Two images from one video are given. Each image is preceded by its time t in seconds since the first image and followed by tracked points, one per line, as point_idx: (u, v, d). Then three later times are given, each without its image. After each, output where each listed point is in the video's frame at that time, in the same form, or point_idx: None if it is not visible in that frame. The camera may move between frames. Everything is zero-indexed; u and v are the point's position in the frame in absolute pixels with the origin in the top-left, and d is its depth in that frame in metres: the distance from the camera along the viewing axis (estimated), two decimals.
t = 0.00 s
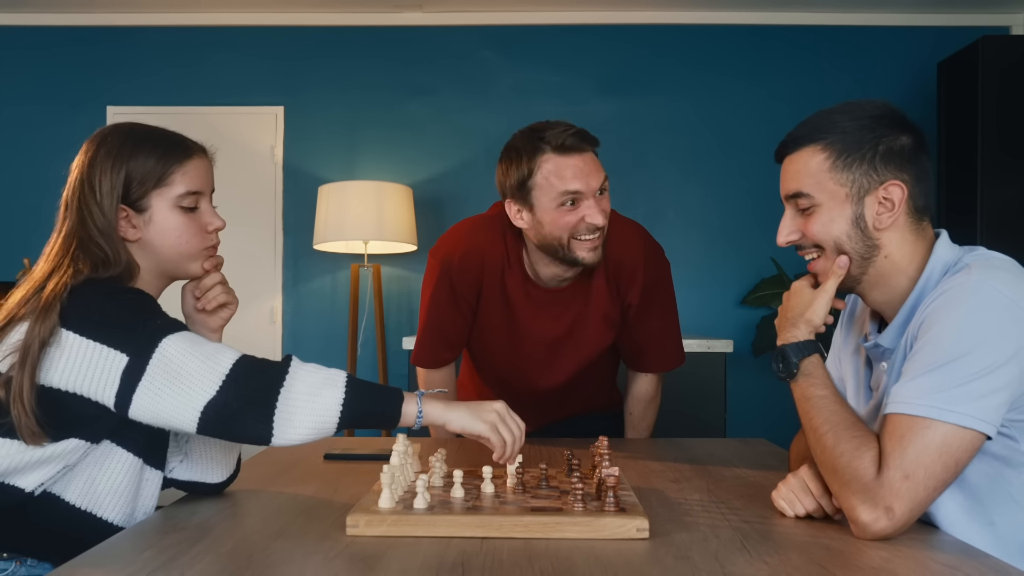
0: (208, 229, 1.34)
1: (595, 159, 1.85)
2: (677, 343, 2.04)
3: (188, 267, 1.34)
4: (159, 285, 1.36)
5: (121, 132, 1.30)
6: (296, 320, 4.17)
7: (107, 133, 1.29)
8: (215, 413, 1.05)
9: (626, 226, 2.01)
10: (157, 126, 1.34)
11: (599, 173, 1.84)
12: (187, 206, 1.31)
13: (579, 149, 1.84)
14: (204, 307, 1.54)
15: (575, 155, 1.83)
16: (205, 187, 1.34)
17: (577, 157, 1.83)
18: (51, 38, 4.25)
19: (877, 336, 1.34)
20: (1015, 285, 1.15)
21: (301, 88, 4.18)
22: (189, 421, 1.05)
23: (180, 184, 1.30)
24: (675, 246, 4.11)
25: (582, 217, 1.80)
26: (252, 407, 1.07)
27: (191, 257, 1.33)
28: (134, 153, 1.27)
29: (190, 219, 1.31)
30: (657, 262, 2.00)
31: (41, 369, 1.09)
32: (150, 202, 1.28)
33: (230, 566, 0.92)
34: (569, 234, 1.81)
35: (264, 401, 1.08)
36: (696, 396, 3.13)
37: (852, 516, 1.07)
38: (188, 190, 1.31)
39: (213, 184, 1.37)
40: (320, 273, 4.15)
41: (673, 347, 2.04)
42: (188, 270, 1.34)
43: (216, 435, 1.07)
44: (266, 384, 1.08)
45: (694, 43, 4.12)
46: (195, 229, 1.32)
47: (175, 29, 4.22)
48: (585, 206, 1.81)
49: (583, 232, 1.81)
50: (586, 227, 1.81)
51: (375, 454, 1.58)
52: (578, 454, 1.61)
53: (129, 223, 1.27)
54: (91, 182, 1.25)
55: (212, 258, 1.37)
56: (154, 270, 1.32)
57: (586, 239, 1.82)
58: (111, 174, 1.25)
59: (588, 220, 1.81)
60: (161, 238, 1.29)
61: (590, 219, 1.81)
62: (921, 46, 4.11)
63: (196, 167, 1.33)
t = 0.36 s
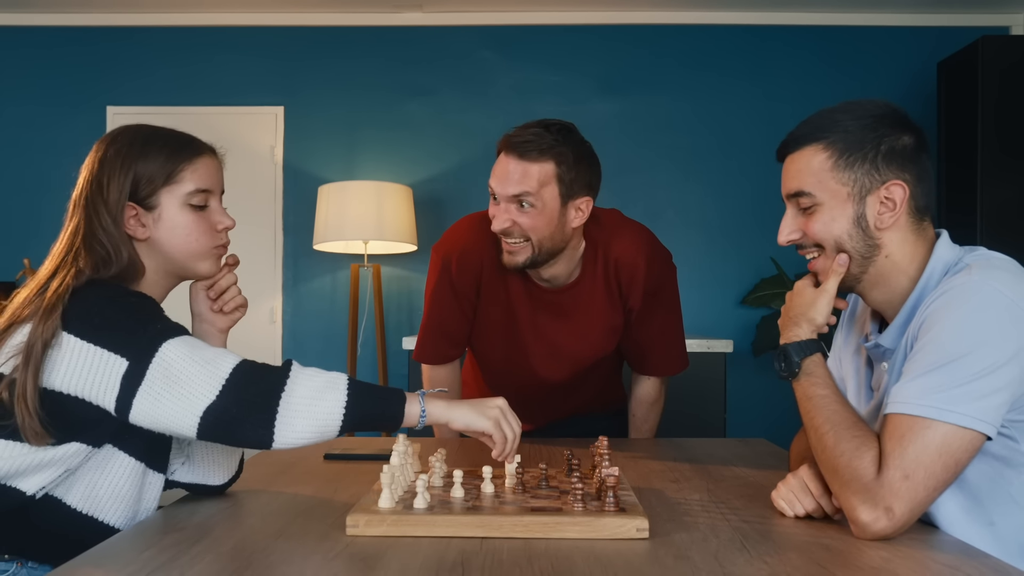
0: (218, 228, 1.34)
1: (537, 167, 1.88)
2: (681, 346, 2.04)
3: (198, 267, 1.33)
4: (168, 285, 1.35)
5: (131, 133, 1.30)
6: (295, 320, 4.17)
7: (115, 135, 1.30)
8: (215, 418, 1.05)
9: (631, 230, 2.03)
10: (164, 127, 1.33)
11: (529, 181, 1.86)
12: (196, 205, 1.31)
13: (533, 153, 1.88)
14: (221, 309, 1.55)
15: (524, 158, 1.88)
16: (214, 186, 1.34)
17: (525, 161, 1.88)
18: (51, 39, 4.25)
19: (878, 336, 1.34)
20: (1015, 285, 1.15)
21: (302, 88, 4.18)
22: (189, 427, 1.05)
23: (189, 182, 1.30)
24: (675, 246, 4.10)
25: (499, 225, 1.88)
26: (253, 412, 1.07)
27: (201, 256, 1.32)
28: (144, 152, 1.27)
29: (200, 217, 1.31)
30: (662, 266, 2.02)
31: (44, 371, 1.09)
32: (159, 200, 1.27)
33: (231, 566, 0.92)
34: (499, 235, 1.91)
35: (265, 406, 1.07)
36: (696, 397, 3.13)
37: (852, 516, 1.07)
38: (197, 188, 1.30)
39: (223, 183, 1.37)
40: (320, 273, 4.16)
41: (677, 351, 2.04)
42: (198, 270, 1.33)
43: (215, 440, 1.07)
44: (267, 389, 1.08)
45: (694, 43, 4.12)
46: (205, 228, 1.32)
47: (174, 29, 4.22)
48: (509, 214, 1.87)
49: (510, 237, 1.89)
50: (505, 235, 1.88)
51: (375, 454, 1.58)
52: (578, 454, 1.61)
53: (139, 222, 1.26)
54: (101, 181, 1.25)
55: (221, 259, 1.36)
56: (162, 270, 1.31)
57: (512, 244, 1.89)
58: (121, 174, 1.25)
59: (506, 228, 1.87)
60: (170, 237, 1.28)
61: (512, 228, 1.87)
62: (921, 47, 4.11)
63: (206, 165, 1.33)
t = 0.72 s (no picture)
0: (227, 227, 1.34)
1: (537, 163, 1.89)
2: (678, 349, 2.04)
3: (206, 264, 1.33)
4: (175, 283, 1.35)
5: (144, 131, 1.30)
6: (295, 320, 4.17)
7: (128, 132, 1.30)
8: (215, 421, 1.05)
9: (627, 233, 2.02)
10: (176, 126, 1.33)
11: (527, 175, 1.87)
12: (207, 203, 1.31)
13: (533, 148, 1.89)
14: (225, 311, 1.54)
15: (524, 153, 1.89)
16: (225, 186, 1.34)
17: (524, 155, 1.89)
18: (50, 38, 4.25)
19: (878, 336, 1.34)
20: (1015, 285, 1.15)
21: (302, 88, 4.18)
22: (190, 429, 1.05)
23: (201, 180, 1.30)
24: (675, 246, 4.10)
25: (496, 219, 1.88)
26: (252, 416, 1.06)
27: (210, 254, 1.32)
28: (157, 151, 1.28)
29: (210, 215, 1.31)
30: (658, 269, 2.00)
31: (50, 368, 1.09)
32: (171, 196, 1.27)
33: (230, 566, 0.92)
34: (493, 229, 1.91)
35: (265, 410, 1.07)
36: (695, 397, 3.12)
37: (852, 516, 1.07)
38: (208, 187, 1.31)
39: (233, 183, 1.38)
40: (319, 273, 4.15)
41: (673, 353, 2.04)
42: (206, 268, 1.33)
43: (216, 443, 1.06)
44: (266, 394, 1.08)
45: (694, 43, 4.12)
46: (215, 226, 1.32)
47: (175, 29, 4.21)
48: (507, 209, 1.88)
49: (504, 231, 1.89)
50: (500, 230, 1.88)
51: (374, 454, 1.58)
52: (578, 454, 1.61)
53: (149, 218, 1.26)
54: (112, 177, 1.25)
55: (230, 258, 1.36)
56: (169, 267, 1.31)
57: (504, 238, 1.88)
58: (133, 171, 1.25)
59: (501, 223, 1.87)
60: (179, 233, 1.28)
61: (508, 223, 1.87)
62: (922, 47, 4.11)
63: (218, 165, 1.34)
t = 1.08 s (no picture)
0: (230, 226, 1.35)
1: (559, 179, 1.81)
2: (677, 347, 2.04)
3: (208, 264, 1.34)
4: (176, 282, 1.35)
5: (147, 126, 1.29)
6: (295, 320, 4.17)
7: (135, 128, 1.28)
8: (213, 422, 1.05)
9: (625, 233, 2.02)
10: (175, 123, 1.32)
11: (554, 195, 1.80)
12: (214, 202, 1.32)
13: (552, 164, 1.80)
14: (231, 316, 1.54)
15: (542, 171, 1.79)
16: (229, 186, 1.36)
17: (545, 174, 1.79)
18: (50, 39, 4.25)
19: (877, 336, 1.34)
20: (1014, 285, 1.15)
21: (301, 88, 4.18)
22: (189, 430, 1.05)
23: (209, 179, 1.31)
24: (675, 246, 4.10)
25: (532, 243, 1.81)
26: (251, 418, 1.06)
27: (213, 254, 1.33)
28: (170, 151, 1.28)
29: (216, 214, 1.32)
30: (656, 269, 2.01)
31: (51, 368, 1.09)
32: (181, 196, 1.28)
33: (229, 566, 0.92)
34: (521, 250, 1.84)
35: (263, 411, 1.07)
36: (695, 397, 3.12)
37: (850, 515, 1.07)
38: (215, 186, 1.32)
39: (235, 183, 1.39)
40: (319, 274, 4.16)
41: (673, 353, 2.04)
42: (207, 267, 1.34)
43: (214, 444, 1.06)
44: (266, 394, 1.08)
45: (693, 43, 4.12)
46: (221, 225, 1.33)
47: (174, 29, 4.21)
48: (541, 230, 1.81)
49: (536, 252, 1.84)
50: (536, 251, 1.82)
51: (374, 454, 1.58)
52: (577, 454, 1.61)
53: (158, 215, 1.26)
54: (122, 172, 1.24)
55: (230, 257, 1.37)
56: (171, 266, 1.31)
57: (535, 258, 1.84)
58: (143, 169, 1.25)
59: (537, 246, 1.82)
60: (188, 231, 1.29)
61: (543, 244, 1.82)
62: (921, 46, 4.11)
63: (223, 164, 1.35)
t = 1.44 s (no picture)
0: (230, 226, 1.36)
1: (528, 172, 1.88)
2: (680, 349, 2.05)
3: (210, 263, 1.35)
4: (177, 282, 1.35)
5: (141, 125, 1.27)
6: (295, 320, 4.17)
7: (142, 129, 1.27)
8: (215, 424, 1.05)
9: (627, 236, 2.02)
10: (174, 123, 1.32)
11: (519, 184, 1.87)
12: (217, 203, 1.33)
13: (524, 156, 1.89)
14: (225, 316, 1.54)
15: (515, 161, 1.89)
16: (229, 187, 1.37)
17: (516, 164, 1.89)
18: (50, 37, 4.24)
19: (877, 335, 1.34)
20: (1013, 283, 1.15)
21: (301, 88, 4.18)
22: (191, 432, 1.05)
23: (213, 181, 1.32)
24: (675, 246, 4.10)
25: (487, 226, 1.90)
26: (252, 420, 1.06)
27: (215, 255, 1.34)
28: (175, 152, 1.28)
29: (219, 215, 1.33)
30: (659, 272, 2.00)
31: (52, 368, 1.09)
32: (188, 197, 1.28)
33: (230, 566, 0.92)
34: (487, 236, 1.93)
35: (264, 413, 1.07)
36: (696, 397, 3.12)
37: (851, 514, 1.08)
38: (218, 187, 1.33)
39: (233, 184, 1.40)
40: (319, 274, 4.16)
41: (676, 356, 2.05)
42: (209, 266, 1.35)
43: (216, 445, 1.06)
44: (267, 395, 1.08)
45: (693, 42, 4.12)
46: (223, 226, 1.34)
47: (174, 29, 4.21)
48: (497, 216, 1.89)
49: (497, 239, 1.90)
50: (492, 235, 1.90)
51: (374, 454, 1.58)
52: (577, 454, 1.61)
53: (164, 217, 1.26)
54: (127, 172, 1.24)
55: (230, 256, 1.39)
56: (172, 268, 1.30)
57: (499, 246, 1.91)
58: (147, 170, 1.25)
59: (493, 229, 1.89)
60: (193, 233, 1.29)
61: (499, 229, 1.89)
62: (921, 46, 4.11)
63: (223, 166, 1.36)
